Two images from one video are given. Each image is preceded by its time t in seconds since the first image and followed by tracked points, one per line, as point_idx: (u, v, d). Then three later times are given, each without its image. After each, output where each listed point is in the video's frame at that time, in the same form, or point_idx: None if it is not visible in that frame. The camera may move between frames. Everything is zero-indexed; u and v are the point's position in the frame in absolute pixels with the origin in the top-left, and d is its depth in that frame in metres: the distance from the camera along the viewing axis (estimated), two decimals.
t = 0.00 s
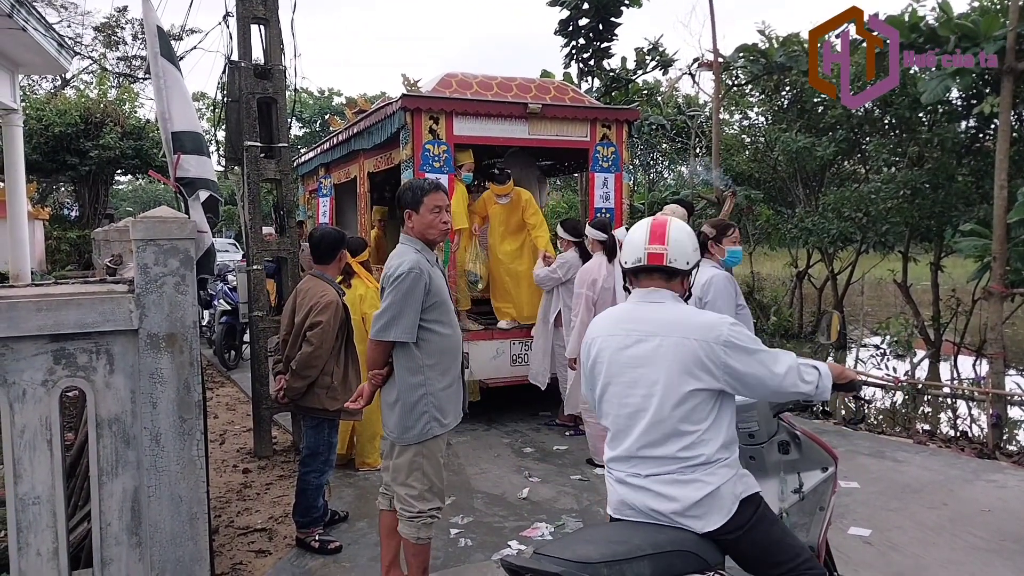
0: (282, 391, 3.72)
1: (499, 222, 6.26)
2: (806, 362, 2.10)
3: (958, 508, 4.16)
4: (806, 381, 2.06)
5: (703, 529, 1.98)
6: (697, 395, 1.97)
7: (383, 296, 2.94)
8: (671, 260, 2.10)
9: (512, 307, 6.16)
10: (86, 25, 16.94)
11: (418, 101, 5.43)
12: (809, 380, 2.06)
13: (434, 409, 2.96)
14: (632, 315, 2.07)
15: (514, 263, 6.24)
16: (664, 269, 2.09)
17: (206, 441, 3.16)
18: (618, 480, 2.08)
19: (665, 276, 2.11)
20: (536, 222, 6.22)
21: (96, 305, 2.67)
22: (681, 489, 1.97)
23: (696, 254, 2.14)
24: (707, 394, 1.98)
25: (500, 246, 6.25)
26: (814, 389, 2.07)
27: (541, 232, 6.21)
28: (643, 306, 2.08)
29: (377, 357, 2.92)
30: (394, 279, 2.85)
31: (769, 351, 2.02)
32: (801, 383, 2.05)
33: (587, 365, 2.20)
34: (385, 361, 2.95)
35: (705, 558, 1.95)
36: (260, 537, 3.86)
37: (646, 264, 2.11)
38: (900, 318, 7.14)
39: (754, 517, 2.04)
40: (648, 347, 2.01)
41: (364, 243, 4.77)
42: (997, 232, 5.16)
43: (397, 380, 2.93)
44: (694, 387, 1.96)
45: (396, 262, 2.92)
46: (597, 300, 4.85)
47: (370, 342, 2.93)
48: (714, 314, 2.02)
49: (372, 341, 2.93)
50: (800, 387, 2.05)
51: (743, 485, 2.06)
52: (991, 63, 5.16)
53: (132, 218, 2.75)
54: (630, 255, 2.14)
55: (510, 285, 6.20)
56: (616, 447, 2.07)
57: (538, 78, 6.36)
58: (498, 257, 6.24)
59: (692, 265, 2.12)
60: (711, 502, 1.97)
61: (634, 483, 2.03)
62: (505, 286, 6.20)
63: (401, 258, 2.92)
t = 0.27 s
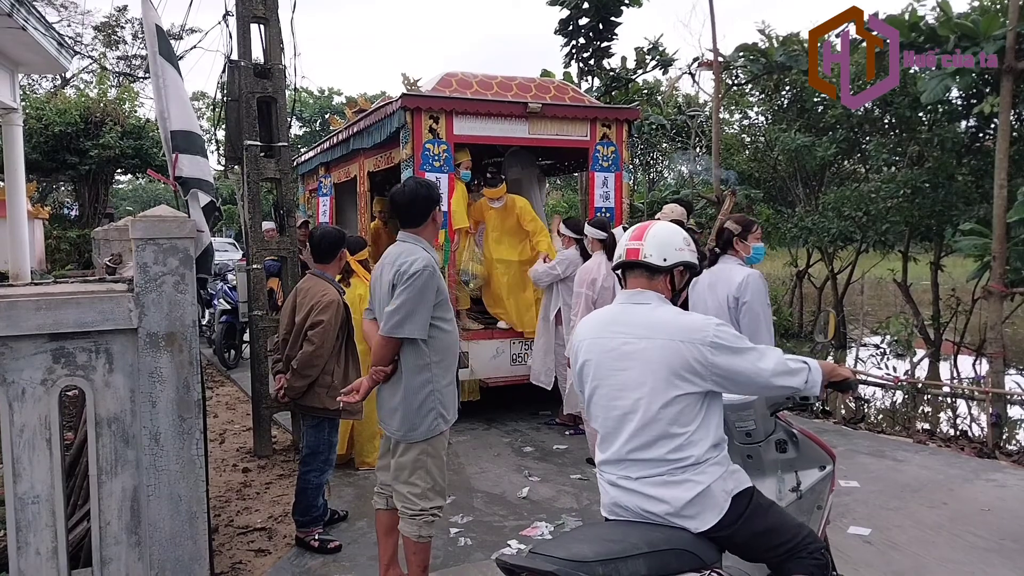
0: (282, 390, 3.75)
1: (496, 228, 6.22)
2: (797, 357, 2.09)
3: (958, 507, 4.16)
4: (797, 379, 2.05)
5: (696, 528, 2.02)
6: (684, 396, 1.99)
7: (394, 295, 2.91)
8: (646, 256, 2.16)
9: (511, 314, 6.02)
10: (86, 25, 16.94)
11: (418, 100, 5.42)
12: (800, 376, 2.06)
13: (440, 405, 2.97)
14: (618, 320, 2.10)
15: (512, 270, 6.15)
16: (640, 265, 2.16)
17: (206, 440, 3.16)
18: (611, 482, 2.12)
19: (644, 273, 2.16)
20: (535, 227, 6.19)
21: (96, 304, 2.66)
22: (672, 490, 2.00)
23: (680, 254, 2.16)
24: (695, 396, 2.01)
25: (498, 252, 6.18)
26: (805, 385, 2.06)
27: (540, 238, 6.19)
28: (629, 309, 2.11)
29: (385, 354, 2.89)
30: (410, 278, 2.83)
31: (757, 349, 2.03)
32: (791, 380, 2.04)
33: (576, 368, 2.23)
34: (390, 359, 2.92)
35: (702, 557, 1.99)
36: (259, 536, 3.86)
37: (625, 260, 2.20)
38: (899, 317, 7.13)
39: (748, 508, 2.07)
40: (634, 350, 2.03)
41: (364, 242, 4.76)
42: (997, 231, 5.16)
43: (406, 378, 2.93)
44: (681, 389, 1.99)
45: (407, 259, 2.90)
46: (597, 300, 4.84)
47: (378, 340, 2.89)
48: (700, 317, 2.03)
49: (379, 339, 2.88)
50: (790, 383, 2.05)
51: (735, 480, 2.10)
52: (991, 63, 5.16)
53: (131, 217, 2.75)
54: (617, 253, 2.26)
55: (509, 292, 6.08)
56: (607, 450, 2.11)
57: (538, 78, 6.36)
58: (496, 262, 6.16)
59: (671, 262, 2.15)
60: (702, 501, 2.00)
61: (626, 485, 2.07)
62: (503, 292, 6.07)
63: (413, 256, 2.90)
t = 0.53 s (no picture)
0: (282, 389, 3.75)
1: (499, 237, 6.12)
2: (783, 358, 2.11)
3: (958, 506, 4.16)
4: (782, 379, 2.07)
5: (689, 524, 2.05)
6: (674, 398, 2.00)
7: (416, 292, 2.89)
8: (637, 257, 2.15)
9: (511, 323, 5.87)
10: (86, 24, 16.93)
11: (418, 100, 5.41)
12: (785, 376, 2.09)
13: (451, 399, 3.01)
14: (609, 321, 2.09)
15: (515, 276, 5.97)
16: (631, 266, 2.16)
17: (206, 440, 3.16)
18: (603, 482, 2.13)
19: (636, 273, 2.16)
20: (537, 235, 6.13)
21: (95, 304, 2.66)
22: (664, 489, 2.03)
23: (672, 255, 2.15)
24: (684, 397, 2.01)
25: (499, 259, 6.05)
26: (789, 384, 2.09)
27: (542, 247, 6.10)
28: (620, 310, 2.10)
29: (410, 351, 2.85)
30: (437, 272, 2.86)
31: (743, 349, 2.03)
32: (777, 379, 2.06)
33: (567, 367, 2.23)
34: (413, 357, 2.88)
35: (699, 556, 2.02)
36: (259, 537, 3.85)
37: (617, 260, 2.21)
38: (899, 316, 7.13)
39: (739, 500, 2.10)
40: (623, 352, 2.03)
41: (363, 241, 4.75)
42: (996, 230, 5.17)
43: (427, 376, 2.94)
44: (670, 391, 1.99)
45: (426, 256, 2.93)
46: (596, 299, 4.85)
47: (403, 336, 2.84)
48: (690, 320, 2.03)
49: (406, 335, 2.84)
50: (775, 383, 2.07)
51: (727, 476, 2.12)
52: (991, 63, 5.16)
53: (130, 217, 2.75)
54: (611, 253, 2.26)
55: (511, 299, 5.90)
56: (598, 451, 2.12)
57: (538, 77, 6.35)
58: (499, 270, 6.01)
59: (662, 263, 2.14)
60: (695, 498, 2.03)
61: (618, 485, 2.09)
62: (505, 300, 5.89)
63: (429, 252, 2.94)
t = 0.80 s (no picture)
0: (280, 389, 3.75)
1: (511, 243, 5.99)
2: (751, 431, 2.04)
3: (957, 506, 4.16)
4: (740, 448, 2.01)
5: (683, 523, 2.05)
6: (663, 403, 1.99)
7: (416, 290, 2.90)
8: (636, 259, 2.15)
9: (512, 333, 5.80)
10: (86, 24, 16.91)
11: (417, 99, 5.40)
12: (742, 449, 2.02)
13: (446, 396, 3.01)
14: (608, 320, 2.10)
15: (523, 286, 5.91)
16: (631, 269, 2.16)
17: (205, 439, 3.16)
18: (598, 481, 2.14)
19: (637, 276, 2.15)
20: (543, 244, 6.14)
21: (94, 303, 2.65)
22: (657, 488, 2.04)
23: (673, 257, 2.14)
24: (672, 404, 2.00)
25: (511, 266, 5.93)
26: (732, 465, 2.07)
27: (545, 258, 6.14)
28: (621, 310, 2.11)
29: (414, 348, 2.84)
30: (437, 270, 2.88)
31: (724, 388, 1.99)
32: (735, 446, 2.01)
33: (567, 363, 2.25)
34: (415, 354, 2.88)
35: (693, 554, 2.04)
36: (258, 536, 3.85)
37: (618, 262, 2.21)
38: (899, 316, 7.12)
39: (732, 497, 2.10)
40: (616, 352, 2.05)
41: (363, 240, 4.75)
42: (995, 230, 5.17)
43: (427, 374, 2.93)
44: (658, 394, 1.98)
45: (425, 254, 2.94)
46: (596, 299, 4.85)
47: (407, 333, 2.83)
48: (687, 325, 2.01)
49: (410, 332, 2.83)
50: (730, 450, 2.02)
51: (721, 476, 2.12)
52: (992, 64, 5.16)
53: (129, 216, 2.74)
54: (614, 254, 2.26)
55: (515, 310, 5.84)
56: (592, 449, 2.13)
57: (538, 77, 6.34)
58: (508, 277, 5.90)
59: (662, 267, 2.13)
60: (688, 497, 2.03)
61: (612, 484, 2.10)
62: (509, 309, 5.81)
63: (425, 251, 2.96)
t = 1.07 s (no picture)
0: (278, 389, 3.76)
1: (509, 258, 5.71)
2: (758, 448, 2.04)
3: (956, 505, 4.16)
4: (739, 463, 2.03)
5: (679, 523, 2.05)
6: (662, 404, 2.01)
7: (402, 290, 2.89)
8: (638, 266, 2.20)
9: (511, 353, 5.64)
10: (86, 23, 16.91)
11: (417, 99, 5.40)
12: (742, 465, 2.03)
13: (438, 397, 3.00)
14: (621, 317, 2.13)
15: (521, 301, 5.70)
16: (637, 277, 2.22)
17: (204, 439, 3.16)
18: (597, 480, 2.15)
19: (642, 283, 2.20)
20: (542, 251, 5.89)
21: (93, 303, 2.66)
22: (653, 488, 2.04)
23: (668, 258, 2.13)
24: (672, 407, 2.01)
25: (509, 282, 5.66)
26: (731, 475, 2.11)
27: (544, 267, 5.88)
28: (634, 308, 2.13)
29: (399, 348, 2.84)
30: (424, 270, 2.88)
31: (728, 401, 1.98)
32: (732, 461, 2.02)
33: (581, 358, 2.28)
34: (401, 354, 2.87)
35: (692, 554, 2.04)
36: (257, 536, 3.85)
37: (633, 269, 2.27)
38: (899, 315, 7.12)
39: (728, 497, 2.11)
40: (623, 349, 2.07)
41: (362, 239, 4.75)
42: (995, 230, 5.17)
43: (415, 374, 2.93)
44: (658, 395, 2.00)
45: (412, 254, 2.94)
46: (595, 298, 4.86)
47: (392, 333, 2.83)
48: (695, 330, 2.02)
49: (395, 333, 2.83)
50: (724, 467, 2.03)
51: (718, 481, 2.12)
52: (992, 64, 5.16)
53: (128, 216, 2.75)
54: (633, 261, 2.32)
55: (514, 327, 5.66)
56: (593, 447, 2.16)
57: (537, 76, 6.34)
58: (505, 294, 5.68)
59: (658, 270, 2.14)
60: (684, 497, 2.03)
61: (609, 483, 2.10)
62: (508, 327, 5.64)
63: (413, 251, 2.95)
